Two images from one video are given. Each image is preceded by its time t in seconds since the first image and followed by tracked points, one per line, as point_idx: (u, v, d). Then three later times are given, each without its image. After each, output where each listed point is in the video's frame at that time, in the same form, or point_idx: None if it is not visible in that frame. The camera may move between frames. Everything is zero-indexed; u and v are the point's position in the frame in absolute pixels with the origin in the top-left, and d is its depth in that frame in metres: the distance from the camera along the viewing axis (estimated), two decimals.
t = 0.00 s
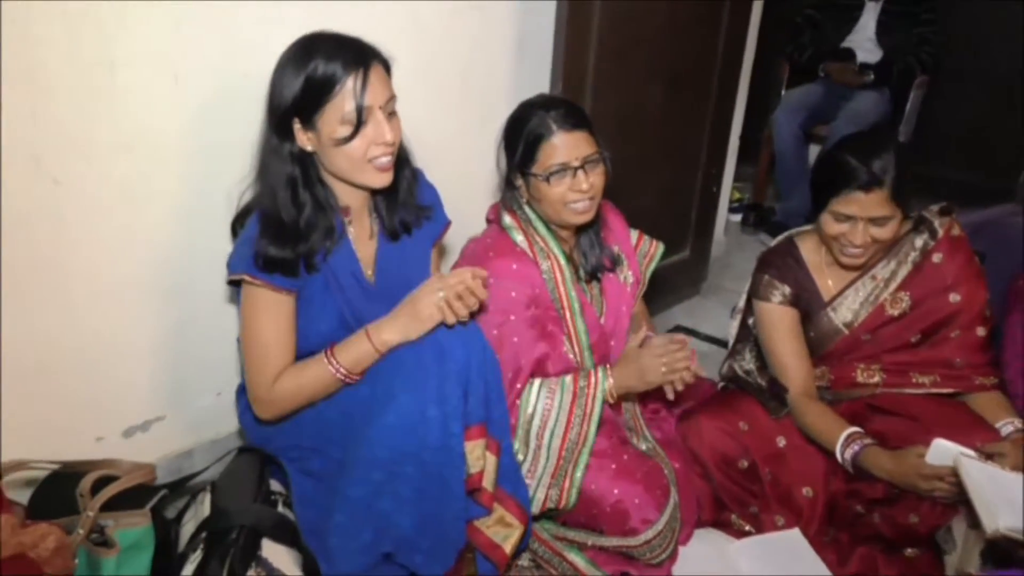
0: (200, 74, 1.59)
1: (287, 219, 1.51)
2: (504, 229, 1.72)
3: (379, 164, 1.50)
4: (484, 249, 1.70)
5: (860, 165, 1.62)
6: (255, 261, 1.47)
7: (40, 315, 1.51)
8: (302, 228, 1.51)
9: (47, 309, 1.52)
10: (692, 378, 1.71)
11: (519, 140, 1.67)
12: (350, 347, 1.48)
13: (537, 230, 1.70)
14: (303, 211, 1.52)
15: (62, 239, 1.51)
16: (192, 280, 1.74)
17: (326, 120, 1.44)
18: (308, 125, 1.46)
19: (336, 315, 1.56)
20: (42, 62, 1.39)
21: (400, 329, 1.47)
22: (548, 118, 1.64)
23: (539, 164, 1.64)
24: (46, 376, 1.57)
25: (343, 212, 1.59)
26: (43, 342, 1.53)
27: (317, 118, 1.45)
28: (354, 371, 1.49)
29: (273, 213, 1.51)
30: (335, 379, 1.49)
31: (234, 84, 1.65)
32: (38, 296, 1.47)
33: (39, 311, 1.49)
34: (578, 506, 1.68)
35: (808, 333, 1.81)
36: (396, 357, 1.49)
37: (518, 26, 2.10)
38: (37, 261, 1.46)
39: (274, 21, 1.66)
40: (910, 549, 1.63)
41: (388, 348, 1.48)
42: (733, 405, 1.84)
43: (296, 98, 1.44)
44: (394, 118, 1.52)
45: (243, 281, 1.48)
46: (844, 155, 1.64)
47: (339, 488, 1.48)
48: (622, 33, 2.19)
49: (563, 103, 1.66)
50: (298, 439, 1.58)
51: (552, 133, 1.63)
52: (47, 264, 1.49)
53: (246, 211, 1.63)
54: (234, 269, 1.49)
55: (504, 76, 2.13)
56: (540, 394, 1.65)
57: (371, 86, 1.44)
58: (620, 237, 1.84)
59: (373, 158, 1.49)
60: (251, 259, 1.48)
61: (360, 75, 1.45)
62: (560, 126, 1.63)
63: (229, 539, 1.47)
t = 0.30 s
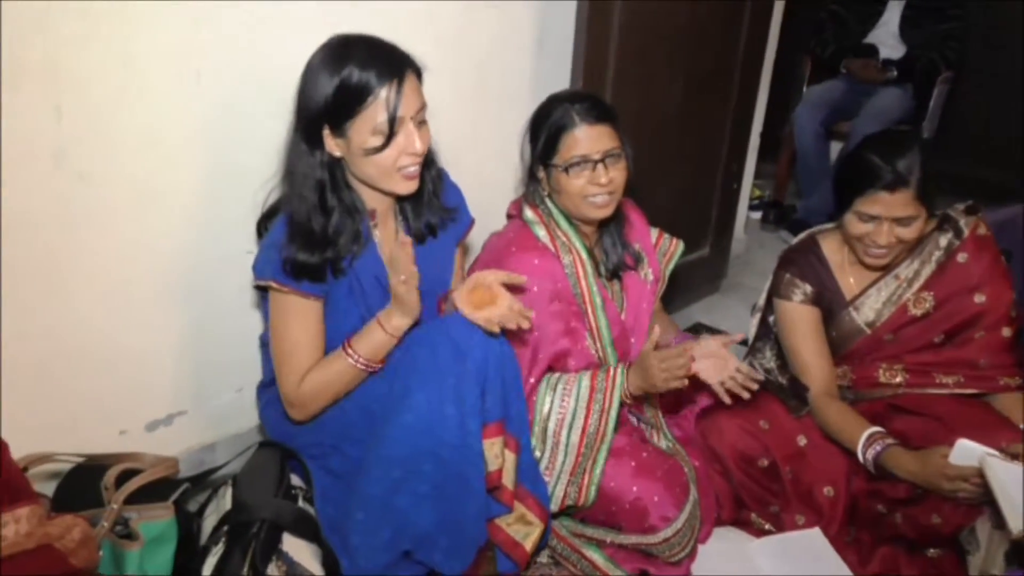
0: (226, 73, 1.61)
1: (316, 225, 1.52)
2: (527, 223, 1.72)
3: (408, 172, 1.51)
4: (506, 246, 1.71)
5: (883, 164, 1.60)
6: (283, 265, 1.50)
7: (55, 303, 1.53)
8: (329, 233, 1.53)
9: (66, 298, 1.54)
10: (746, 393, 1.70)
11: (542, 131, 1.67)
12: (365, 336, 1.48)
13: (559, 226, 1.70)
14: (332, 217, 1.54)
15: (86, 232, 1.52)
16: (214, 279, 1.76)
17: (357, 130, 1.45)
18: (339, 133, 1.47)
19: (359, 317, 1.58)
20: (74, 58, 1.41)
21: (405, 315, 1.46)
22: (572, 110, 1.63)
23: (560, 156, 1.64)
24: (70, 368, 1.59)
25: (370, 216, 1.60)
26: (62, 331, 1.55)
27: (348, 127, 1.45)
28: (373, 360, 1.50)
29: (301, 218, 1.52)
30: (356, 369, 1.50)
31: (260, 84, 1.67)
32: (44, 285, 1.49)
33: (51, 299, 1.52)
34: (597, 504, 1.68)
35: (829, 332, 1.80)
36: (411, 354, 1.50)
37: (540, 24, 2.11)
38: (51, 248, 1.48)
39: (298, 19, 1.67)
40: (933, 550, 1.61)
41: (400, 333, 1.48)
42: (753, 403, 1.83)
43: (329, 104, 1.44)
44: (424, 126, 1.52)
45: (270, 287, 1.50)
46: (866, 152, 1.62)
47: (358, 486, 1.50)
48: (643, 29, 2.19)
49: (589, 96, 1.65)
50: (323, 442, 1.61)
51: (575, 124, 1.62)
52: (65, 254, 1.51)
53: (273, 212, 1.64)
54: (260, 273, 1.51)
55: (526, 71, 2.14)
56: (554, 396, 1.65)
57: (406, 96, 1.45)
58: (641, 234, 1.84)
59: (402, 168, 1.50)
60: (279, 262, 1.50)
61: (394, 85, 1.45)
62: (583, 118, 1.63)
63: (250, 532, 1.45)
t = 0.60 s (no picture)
0: (239, 71, 1.61)
1: (333, 228, 1.52)
2: (537, 219, 1.72)
3: (430, 176, 1.52)
4: (516, 242, 1.70)
5: (903, 159, 1.57)
6: (297, 267, 1.49)
7: (65, 298, 1.54)
8: (347, 236, 1.53)
9: (76, 293, 1.55)
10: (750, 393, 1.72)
11: (556, 125, 1.66)
12: (377, 344, 1.49)
13: (570, 222, 1.70)
14: (349, 219, 1.53)
15: (99, 228, 1.53)
16: (224, 276, 1.76)
17: (381, 135, 1.45)
18: (363, 137, 1.46)
19: (366, 317, 1.59)
20: (88, 56, 1.42)
21: (425, 322, 1.48)
22: (586, 105, 1.63)
23: (573, 151, 1.64)
24: (78, 363, 1.60)
25: (385, 216, 1.60)
26: (70, 325, 1.56)
27: (372, 132, 1.45)
28: (381, 366, 1.50)
29: (318, 220, 1.51)
30: (364, 375, 1.50)
31: (273, 81, 1.67)
32: (46, 284, 1.50)
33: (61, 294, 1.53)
34: (606, 502, 1.69)
35: (843, 331, 1.78)
36: (421, 353, 1.49)
37: (552, 21, 2.10)
38: (60, 243, 1.49)
39: (309, 16, 1.67)
40: (944, 551, 1.62)
41: (414, 342, 1.49)
42: (764, 402, 1.82)
43: (354, 107, 1.44)
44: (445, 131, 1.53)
45: (279, 287, 1.50)
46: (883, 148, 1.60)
47: (368, 482, 1.50)
48: (656, 26, 2.18)
49: (603, 92, 1.65)
50: (330, 439, 1.61)
51: (589, 118, 1.62)
52: (76, 250, 1.52)
53: (285, 211, 1.64)
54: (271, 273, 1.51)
55: (538, 66, 2.13)
56: (567, 390, 1.65)
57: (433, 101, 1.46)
58: (652, 231, 1.83)
59: (423, 171, 1.50)
60: (292, 263, 1.50)
61: (423, 92, 1.45)
62: (597, 113, 1.62)
63: (261, 528, 1.46)
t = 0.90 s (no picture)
0: (251, 69, 1.61)
1: (347, 227, 1.52)
2: (549, 217, 1.71)
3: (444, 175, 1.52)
4: (528, 240, 1.70)
5: (921, 156, 1.55)
6: (310, 265, 1.50)
7: (75, 296, 1.54)
8: (360, 234, 1.53)
9: (88, 291, 1.55)
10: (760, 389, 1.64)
11: (571, 123, 1.66)
12: (384, 339, 1.49)
13: (582, 220, 1.70)
14: (363, 216, 1.53)
15: (110, 227, 1.54)
16: (236, 274, 1.76)
17: (397, 133, 1.45)
18: (378, 136, 1.47)
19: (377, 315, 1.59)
20: (100, 55, 1.42)
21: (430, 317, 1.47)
22: (602, 104, 1.63)
23: (587, 149, 1.63)
24: (90, 360, 1.61)
25: (396, 215, 1.60)
26: (81, 322, 1.57)
27: (388, 130, 1.45)
28: (391, 364, 1.50)
29: (330, 217, 1.52)
30: (371, 371, 1.50)
31: (285, 79, 1.67)
32: (56, 282, 1.50)
33: (73, 292, 1.53)
34: (618, 501, 1.69)
35: (857, 331, 1.77)
36: (433, 350, 1.50)
37: (564, 18, 2.09)
38: (72, 241, 1.50)
39: (324, 12, 1.67)
40: (958, 553, 1.61)
41: (419, 336, 1.49)
42: (777, 401, 1.81)
43: (372, 105, 1.43)
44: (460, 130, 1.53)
45: (291, 284, 1.51)
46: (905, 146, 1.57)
47: (379, 480, 1.50)
48: (669, 22, 2.18)
49: (619, 91, 1.65)
50: (341, 436, 1.61)
51: (604, 117, 1.62)
52: (87, 248, 1.52)
53: (297, 208, 1.64)
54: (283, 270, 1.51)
55: (549, 63, 2.12)
56: (586, 386, 1.64)
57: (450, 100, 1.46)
58: (664, 229, 1.82)
59: (437, 170, 1.50)
60: (306, 262, 1.50)
61: (440, 91, 1.46)
62: (613, 112, 1.62)
63: (272, 525, 1.46)
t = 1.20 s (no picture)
0: (273, 68, 1.62)
1: (371, 228, 1.53)
2: (571, 219, 1.71)
3: (463, 170, 1.50)
4: (550, 242, 1.70)
5: (945, 156, 1.47)
6: (336, 266, 1.51)
7: (98, 291, 1.55)
8: (383, 233, 1.54)
9: (112, 287, 1.57)
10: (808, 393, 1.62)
11: (596, 127, 1.65)
12: (407, 337, 1.48)
13: (603, 221, 1.69)
14: (386, 217, 1.54)
15: (135, 223, 1.55)
16: (258, 271, 1.77)
17: (413, 130, 1.44)
18: (395, 135, 1.47)
19: (401, 315, 1.58)
20: (126, 53, 1.43)
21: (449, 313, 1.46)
22: (628, 107, 1.62)
23: (614, 153, 1.63)
24: (115, 355, 1.62)
25: (419, 212, 1.60)
26: (106, 318, 1.58)
27: (404, 128, 1.45)
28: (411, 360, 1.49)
29: (354, 218, 1.53)
30: (396, 369, 1.49)
31: (308, 78, 1.68)
32: (77, 279, 1.52)
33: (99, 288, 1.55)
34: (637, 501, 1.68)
35: (879, 333, 1.77)
36: (451, 349, 1.49)
37: (584, 16, 2.09)
38: (98, 237, 1.51)
39: (348, 12, 1.68)
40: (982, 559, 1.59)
41: (441, 333, 1.48)
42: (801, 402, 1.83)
43: (386, 103, 1.43)
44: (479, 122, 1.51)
45: (316, 283, 1.51)
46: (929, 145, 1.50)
47: (397, 479, 1.51)
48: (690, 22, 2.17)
49: (646, 95, 1.63)
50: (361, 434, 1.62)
51: (631, 121, 1.61)
52: (114, 244, 1.54)
53: (320, 207, 1.65)
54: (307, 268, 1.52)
55: (570, 63, 2.12)
56: (588, 392, 1.63)
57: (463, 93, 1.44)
58: (686, 231, 1.82)
59: (456, 165, 1.48)
60: (331, 262, 1.51)
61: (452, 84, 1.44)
62: (639, 116, 1.61)
63: (292, 521, 1.48)
